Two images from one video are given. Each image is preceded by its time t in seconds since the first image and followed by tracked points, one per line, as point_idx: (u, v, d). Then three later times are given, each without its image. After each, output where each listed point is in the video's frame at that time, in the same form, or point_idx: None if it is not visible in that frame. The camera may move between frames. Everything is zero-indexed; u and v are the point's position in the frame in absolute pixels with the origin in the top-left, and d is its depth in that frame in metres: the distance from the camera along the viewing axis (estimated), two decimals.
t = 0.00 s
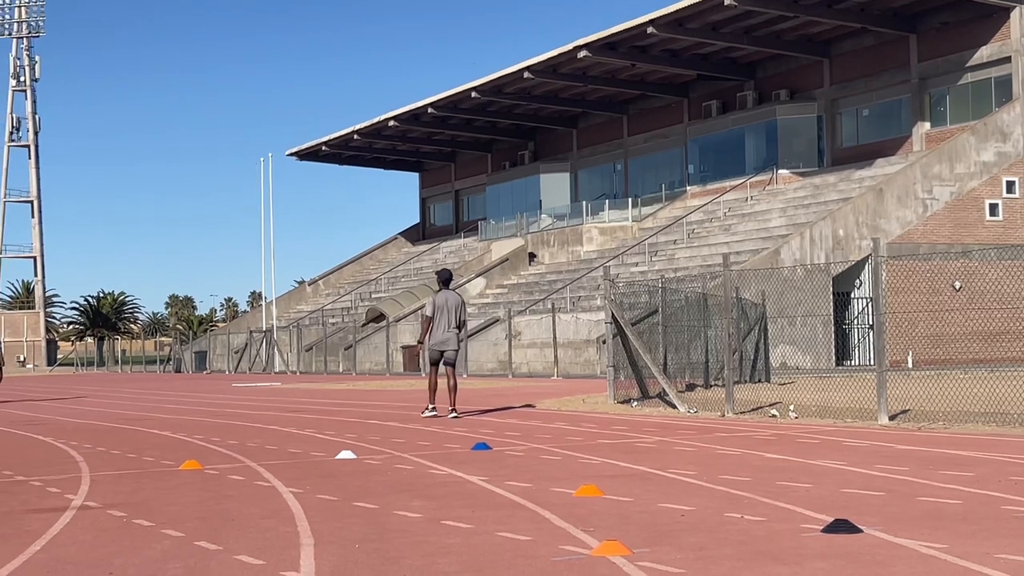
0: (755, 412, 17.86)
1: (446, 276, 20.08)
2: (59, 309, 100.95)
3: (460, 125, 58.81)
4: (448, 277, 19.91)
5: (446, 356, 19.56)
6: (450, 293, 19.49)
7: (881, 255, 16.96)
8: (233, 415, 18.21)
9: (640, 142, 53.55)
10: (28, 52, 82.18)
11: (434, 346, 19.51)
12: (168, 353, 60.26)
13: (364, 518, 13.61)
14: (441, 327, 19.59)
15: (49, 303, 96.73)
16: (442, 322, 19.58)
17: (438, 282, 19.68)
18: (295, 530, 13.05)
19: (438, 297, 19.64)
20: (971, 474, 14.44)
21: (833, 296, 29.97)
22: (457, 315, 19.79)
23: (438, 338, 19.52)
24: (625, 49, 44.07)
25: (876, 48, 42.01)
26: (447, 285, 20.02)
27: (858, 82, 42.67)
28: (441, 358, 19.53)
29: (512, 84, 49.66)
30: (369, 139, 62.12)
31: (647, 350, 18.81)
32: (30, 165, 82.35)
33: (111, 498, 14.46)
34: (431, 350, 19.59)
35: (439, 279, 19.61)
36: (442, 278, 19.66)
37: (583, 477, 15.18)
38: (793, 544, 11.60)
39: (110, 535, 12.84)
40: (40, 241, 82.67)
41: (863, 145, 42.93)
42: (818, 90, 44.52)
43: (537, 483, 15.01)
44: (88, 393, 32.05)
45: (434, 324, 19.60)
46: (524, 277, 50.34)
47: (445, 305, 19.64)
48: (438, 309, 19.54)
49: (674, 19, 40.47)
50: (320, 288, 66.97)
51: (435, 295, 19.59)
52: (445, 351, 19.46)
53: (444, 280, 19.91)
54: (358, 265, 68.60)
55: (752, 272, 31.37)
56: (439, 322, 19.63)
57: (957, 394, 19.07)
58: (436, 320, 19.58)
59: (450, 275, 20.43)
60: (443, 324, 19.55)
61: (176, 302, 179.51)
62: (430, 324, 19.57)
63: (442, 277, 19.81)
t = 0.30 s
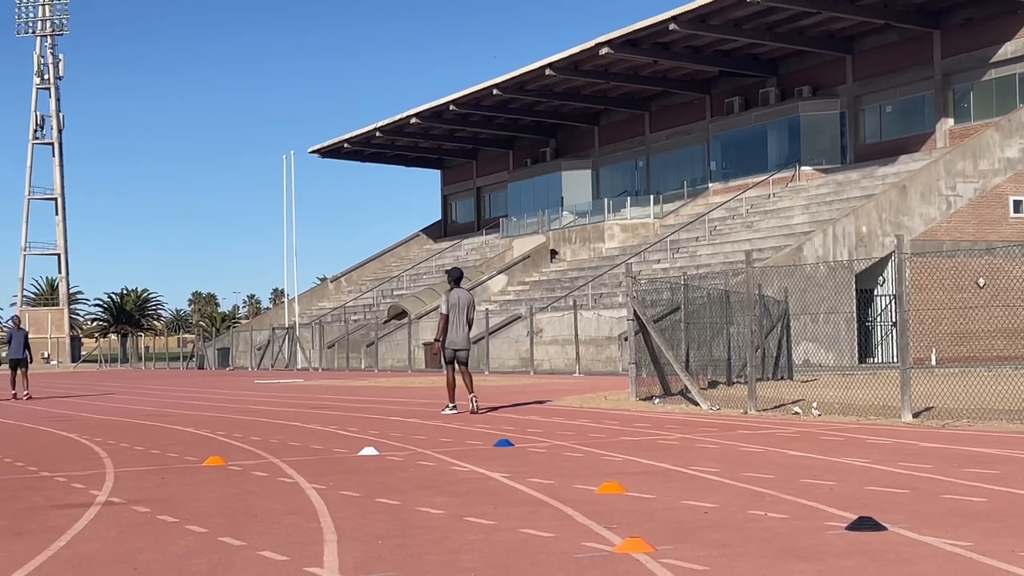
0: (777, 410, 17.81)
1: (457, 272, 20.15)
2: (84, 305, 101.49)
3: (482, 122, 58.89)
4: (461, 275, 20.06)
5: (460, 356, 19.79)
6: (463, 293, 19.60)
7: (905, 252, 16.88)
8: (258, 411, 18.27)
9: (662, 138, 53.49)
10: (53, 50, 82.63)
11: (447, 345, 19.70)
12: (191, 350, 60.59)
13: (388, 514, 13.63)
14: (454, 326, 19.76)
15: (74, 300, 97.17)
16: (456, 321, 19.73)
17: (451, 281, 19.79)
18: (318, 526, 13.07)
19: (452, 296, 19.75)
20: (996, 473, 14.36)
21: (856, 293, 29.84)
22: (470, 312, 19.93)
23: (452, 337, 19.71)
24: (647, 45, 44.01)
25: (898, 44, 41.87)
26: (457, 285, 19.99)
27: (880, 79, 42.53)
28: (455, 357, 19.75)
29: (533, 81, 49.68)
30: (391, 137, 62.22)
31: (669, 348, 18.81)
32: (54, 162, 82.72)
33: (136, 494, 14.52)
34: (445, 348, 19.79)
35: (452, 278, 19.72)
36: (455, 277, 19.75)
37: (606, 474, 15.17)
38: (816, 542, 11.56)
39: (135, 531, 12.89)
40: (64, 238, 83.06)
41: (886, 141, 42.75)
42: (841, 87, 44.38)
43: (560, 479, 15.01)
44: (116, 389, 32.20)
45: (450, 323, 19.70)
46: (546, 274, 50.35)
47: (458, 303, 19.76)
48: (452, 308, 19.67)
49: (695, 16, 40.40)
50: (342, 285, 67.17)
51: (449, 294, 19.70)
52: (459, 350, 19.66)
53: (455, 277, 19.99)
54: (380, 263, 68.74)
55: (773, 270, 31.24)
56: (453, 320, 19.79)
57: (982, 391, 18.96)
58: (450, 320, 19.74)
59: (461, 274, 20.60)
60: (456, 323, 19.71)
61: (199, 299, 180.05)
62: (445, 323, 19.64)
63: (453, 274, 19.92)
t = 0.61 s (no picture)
0: (807, 406, 17.76)
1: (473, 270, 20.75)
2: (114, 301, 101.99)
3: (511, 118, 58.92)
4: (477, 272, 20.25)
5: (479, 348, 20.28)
6: (481, 288, 20.19)
7: (933, 249, 16.79)
8: (286, 407, 18.34)
9: (690, 134, 53.35)
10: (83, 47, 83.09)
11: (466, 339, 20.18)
12: (221, 345, 60.88)
13: (416, 509, 13.66)
14: (472, 321, 20.29)
15: (105, 295, 97.68)
16: (475, 315, 20.28)
17: (468, 277, 20.27)
18: (348, 521, 13.11)
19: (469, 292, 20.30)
20: None
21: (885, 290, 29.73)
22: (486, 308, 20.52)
23: (472, 331, 20.23)
24: (676, 41, 43.92)
25: (928, 39, 41.67)
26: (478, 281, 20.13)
27: (910, 74, 42.33)
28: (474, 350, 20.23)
29: (561, 77, 49.67)
30: (419, 133, 62.30)
31: (698, 344, 18.76)
32: (85, 159, 83.12)
33: (166, 489, 14.60)
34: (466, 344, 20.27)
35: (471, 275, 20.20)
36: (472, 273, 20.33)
37: (634, 471, 15.17)
38: (844, 539, 11.53)
39: (165, 526, 12.97)
40: (94, 234, 83.50)
41: (916, 137, 42.55)
42: (871, 82, 44.19)
43: (588, 476, 15.02)
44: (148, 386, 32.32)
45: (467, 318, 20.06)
46: (573, 270, 50.29)
47: (477, 299, 20.33)
48: (471, 303, 20.23)
49: (725, 11, 40.29)
50: (370, 281, 67.34)
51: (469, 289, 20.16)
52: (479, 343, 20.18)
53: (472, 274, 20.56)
54: (408, 259, 68.85)
55: (801, 267, 31.17)
56: (472, 315, 20.31)
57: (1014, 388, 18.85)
58: (468, 314, 20.27)
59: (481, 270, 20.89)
60: (475, 318, 20.26)
61: (229, 296, 180.79)
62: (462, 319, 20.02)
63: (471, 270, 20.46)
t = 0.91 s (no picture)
0: (845, 402, 17.68)
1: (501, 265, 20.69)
2: (154, 295, 102.78)
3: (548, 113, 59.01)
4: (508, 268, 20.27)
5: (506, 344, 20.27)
6: (511, 284, 20.16)
7: (974, 244, 16.67)
8: (325, 400, 18.41)
9: (728, 129, 53.22)
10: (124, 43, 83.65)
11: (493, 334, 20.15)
12: (259, 340, 61.23)
13: (455, 502, 13.69)
14: (499, 317, 20.26)
15: (144, 289, 98.36)
16: (503, 311, 20.24)
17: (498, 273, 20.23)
18: (387, 513, 13.14)
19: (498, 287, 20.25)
20: None
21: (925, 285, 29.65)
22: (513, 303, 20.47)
23: (500, 327, 20.22)
24: (715, 35, 43.82)
25: (969, 32, 41.44)
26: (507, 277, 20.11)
27: (951, 67, 42.11)
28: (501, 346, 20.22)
29: (598, 71, 49.71)
30: (456, 128, 62.39)
31: (736, 339, 18.69)
32: (125, 154, 83.53)
33: (207, 480, 14.68)
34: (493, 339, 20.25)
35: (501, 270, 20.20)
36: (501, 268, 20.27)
37: (673, 465, 15.14)
38: (886, 535, 11.46)
39: (206, 517, 13.03)
40: (133, 229, 83.97)
41: (957, 131, 42.33)
42: (911, 76, 43.96)
43: (626, 470, 15.00)
44: (194, 377, 32.50)
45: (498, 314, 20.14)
46: (610, 265, 50.21)
47: (506, 295, 20.29)
48: (500, 299, 20.19)
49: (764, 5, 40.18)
50: (408, 276, 67.50)
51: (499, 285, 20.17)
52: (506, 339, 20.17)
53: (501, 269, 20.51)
54: (445, 254, 69.05)
55: (840, 262, 31.04)
56: (501, 311, 20.29)
57: None
58: (497, 310, 20.23)
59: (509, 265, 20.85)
60: (503, 314, 20.23)
61: (266, 289, 181.65)
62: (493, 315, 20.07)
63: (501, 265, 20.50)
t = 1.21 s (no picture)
0: (881, 399, 17.57)
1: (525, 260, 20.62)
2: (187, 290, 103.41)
3: (581, 109, 59.06)
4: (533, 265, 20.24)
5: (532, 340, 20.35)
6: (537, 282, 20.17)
7: (1011, 240, 16.54)
8: (359, 396, 18.44)
9: (762, 125, 53.08)
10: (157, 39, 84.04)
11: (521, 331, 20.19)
12: (291, 335, 61.44)
13: (490, 498, 13.66)
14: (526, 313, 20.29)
15: (177, 285, 98.95)
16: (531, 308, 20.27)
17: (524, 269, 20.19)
18: (422, 510, 13.12)
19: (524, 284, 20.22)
20: None
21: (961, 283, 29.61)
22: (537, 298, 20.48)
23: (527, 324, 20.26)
24: (748, 30, 43.74)
25: (1007, 27, 41.38)
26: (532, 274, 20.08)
27: (989, 63, 41.94)
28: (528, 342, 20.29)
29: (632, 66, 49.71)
30: (488, 125, 62.33)
31: (770, 336, 18.63)
32: (158, 150, 83.88)
33: (242, 476, 14.71)
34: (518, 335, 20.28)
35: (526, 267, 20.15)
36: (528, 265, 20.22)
37: (707, 463, 15.07)
38: (925, 533, 11.36)
39: (242, 512, 13.04)
40: (167, 225, 84.19)
41: (994, 127, 42.14)
42: (947, 71, 43.79)
43: (660, 467, 14.94)
44: (235, 372, 32.63)
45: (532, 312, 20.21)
46: (643, 262, 50.12)
47: (532, 291, 20.29)
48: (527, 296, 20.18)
49: None
50: (440, 272, 67.57)
51: (526, 282, 20.13)
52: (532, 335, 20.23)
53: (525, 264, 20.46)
54: (477, 249, 69.11)
55: (875, 259, 30.94)
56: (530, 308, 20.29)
57: None
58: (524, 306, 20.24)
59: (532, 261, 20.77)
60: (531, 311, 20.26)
61: (299, 285, 182.37)
62: (528, 313, 20.12)
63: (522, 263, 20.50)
